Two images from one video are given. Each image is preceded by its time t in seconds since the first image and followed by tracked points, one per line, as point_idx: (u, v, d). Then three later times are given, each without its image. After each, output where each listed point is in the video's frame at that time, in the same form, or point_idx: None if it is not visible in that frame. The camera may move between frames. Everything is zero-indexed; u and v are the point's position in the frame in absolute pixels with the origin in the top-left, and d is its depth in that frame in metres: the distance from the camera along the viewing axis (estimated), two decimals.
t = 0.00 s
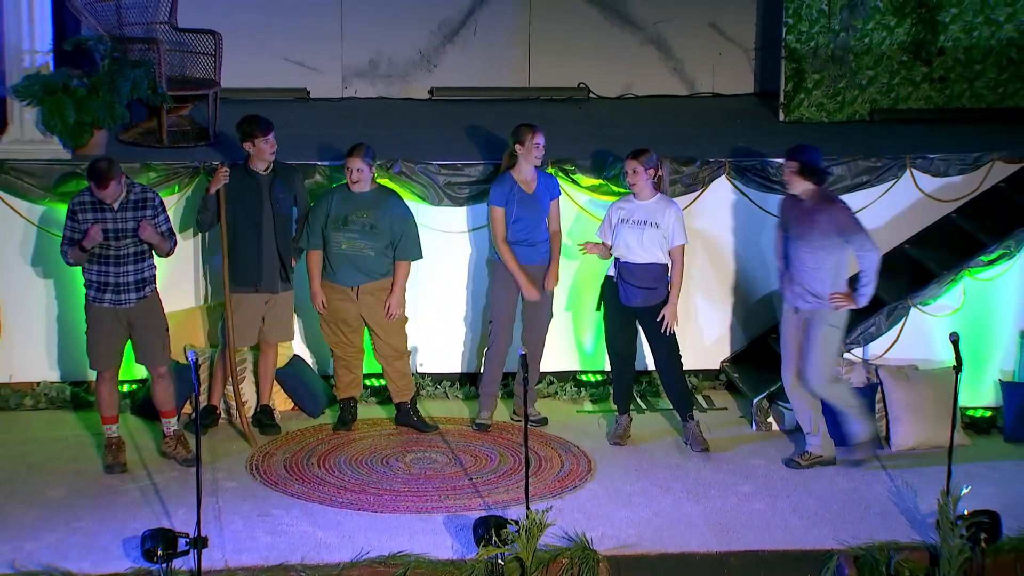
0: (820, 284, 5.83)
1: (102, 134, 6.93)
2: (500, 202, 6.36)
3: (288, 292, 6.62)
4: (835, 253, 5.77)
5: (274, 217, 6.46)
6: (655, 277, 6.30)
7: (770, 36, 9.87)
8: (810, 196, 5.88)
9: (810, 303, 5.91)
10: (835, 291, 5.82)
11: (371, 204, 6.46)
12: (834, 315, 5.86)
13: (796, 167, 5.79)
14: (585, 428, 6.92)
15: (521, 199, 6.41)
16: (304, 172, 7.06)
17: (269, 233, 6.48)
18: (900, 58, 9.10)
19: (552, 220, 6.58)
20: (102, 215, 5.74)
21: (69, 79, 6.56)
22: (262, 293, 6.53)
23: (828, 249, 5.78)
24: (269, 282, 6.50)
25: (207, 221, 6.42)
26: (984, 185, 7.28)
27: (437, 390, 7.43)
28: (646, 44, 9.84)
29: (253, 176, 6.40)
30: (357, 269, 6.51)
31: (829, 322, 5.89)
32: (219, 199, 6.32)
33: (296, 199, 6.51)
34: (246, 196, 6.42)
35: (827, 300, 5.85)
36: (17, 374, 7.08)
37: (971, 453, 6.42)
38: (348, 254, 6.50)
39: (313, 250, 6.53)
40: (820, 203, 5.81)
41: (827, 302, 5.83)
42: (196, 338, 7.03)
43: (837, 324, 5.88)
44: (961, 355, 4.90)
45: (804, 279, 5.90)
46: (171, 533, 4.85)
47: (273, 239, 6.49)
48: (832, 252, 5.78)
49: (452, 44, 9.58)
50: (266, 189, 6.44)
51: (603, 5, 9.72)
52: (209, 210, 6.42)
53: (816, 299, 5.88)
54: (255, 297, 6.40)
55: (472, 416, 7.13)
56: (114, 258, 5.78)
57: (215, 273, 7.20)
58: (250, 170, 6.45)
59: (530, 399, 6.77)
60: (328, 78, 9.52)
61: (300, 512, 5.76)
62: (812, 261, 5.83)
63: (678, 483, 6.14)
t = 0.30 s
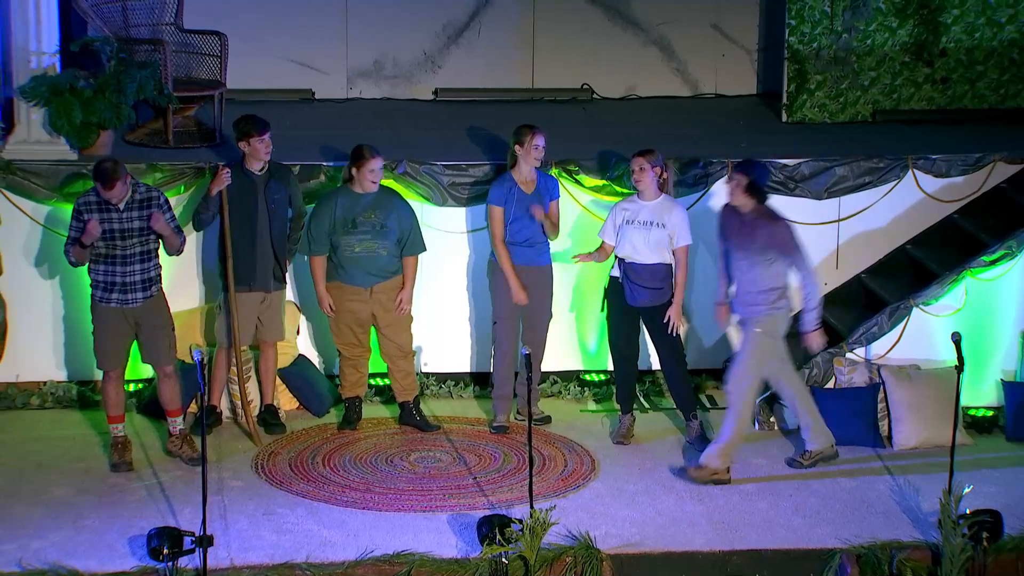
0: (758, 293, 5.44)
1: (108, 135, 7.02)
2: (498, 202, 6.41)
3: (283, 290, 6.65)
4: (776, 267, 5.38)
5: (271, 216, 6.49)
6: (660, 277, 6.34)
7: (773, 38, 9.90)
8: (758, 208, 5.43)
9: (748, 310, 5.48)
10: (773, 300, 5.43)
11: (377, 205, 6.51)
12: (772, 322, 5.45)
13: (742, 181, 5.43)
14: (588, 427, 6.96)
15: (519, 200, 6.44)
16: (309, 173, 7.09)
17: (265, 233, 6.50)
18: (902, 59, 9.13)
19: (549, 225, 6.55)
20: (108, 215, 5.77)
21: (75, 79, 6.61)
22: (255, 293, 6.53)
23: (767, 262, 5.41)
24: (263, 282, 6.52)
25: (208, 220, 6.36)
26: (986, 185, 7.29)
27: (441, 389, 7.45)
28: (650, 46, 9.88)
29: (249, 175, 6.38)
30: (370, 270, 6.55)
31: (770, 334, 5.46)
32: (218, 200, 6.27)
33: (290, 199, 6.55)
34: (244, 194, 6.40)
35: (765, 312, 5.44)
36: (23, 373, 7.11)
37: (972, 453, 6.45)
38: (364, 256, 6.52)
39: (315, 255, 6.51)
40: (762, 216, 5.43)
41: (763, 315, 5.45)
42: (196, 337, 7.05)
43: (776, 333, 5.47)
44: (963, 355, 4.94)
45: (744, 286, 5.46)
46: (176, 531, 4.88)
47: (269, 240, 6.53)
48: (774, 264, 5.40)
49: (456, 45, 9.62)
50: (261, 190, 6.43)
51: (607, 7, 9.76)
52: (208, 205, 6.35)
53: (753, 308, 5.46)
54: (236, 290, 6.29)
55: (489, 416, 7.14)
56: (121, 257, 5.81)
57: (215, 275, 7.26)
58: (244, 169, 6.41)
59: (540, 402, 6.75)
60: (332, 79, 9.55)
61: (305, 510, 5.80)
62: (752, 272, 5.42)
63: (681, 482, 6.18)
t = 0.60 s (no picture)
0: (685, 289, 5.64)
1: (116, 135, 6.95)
2: (493, 203, 6.41)
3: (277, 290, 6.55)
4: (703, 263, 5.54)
5: (259, 215, 6.39)
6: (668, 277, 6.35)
7: (778, 38, 9.92)
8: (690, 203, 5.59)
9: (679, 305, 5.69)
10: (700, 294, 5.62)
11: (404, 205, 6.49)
12: (704, 316, 5.64)
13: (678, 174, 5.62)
14: (594, 427, 6.96)
15: (516, 201, 6.45)
16: (315, 173, 7.12)
17: (253, 235, 6.40)
18: (908, 60, 9.12)
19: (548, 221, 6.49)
20: (114, 211, 5.80)
21: (82, 80, 6.61)
22: (247, 293, 6.48)
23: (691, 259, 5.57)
24: (251, 283, 6.45)
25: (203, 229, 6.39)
26: (992, 185, 7.28)
27: (447, 388, 7.49)
28: (655, 47, 9.88)
29: (237, 175, 6.33)
30: (402, 271, 6.54)
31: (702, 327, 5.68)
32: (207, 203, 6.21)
33: (280, 199, 6.45)
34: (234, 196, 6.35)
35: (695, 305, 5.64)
36: (30, 373, 7.11)
37: (978, 453, 6.46)
38: (398, 258, 6.52)
39: (341, 260, 6.47)
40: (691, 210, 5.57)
41: (691, 309, 5.65)
42: (198, 337, 7.08)
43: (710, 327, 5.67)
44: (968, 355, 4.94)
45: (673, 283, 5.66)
46: (183, 530, 4.89)
47: (256, 240, 6.42)
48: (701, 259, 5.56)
49: (462, 45, 9.62)
50: (249, 191, 6.35)
51: (613, 8, 9.77)
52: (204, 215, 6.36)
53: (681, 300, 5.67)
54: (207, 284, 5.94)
55: (494, 416, 7.16)
56: (127, 257, 5.82)
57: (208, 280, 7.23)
58: (234, 170, 6.36)
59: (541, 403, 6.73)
60: (339, 79, 9.57)
61: (311, 510, 5.81)
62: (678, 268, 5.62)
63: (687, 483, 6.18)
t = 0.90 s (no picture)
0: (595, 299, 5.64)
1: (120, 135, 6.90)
2: (489, 204, 6.44)
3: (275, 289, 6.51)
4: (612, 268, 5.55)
5: (252, 216, 6.32)
6: (671, 278, 6.36)
7: (783, 38, 9.92)
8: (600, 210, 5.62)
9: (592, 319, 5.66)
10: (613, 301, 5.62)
11: (434, 201, 6.51)
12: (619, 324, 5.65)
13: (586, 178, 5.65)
14: (598, 427, 6.96)
15: (512, 204, 6.47)
16: (319, 174, 7.10)
17: (245, 235, 6.34)
18: (912, 60, 9.13)
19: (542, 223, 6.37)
20: (121, 215, 5.75)
21: (87, 80, 6.61)
22: (242, 295, 6.41)
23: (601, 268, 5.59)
24: (244, 282, 6.39)
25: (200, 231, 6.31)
26: (997, 185, 7.27)
27: (452, 389, 7.47)
28: (660, 46, 9.88)
29: (231, 175, 6.25)
30: (434, 268, 6.56)
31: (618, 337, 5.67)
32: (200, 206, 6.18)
33: (276, 199, 6.36)
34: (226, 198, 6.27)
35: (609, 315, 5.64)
36: (35, 373, 7.11)
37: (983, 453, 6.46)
38: (431, 255, 6.52)
39: (376, 259, 6.35)
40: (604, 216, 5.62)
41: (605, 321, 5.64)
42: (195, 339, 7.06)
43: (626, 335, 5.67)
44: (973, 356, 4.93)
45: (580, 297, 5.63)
46: (187, 530, 4.89)
47: (249, 240, 6.35)
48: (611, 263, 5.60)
49: (467, 45, 9.63)
50: (243, 191, 6.27)
51: (617, 8, 9.76)
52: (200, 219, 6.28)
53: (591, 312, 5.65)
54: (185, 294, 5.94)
55: (499, 416, 7.14)
56: (135, 258, 5.81)
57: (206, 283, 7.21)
58: (228, 170, 6.28)
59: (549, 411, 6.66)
60: (343, 79, 9.57)
61: (316, 510, 5.81)
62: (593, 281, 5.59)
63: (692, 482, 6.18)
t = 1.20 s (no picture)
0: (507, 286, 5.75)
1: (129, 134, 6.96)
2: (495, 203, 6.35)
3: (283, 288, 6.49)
4: (543, 260, 5.63)
5: (259, 216, 6.32)
6: (681, 277, 6.35)
7: (793, 38, 9.91)
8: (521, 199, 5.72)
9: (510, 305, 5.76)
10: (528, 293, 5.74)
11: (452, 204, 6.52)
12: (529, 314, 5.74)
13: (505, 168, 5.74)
14: (607, 427, 6.96)
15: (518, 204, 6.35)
16: (329, 173, 7.09)
17: (253, 234, 6.34)
18: (922, 60, 9.11)
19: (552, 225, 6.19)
20: (137, 215, 5.74)
21: (97, 80, 6.59)
22: (248, 294, 6.39)
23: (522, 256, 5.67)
24: (250, 283, 6.38)
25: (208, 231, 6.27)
26: (1006, 185, 7.27)
27: (461, 388, 7.51)
28: (669, 46, 9.88)
29: (239, 175, 6.24)
30: (449, 269, 6.59)
31: (524, 328, 5.78)
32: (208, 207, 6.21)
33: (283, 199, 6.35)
34: (233, 197, 6.26)
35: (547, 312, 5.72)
36: (46, 372, 7.12)
37: (992, 453, 6.45)
38: (448, 255, 6.55)
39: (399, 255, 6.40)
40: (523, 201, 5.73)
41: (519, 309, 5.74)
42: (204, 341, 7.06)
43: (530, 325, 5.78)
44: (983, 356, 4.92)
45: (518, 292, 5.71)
46: (197, 528, 4.90)
47: (256, 244, 6.35)
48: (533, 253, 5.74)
49: (476, 45, 9.62)
50: (250, 191, 6.27)
51: (627, 7, 9.76)
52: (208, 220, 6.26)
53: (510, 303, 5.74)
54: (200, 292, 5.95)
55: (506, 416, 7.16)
56: (151, 258, 5.81)
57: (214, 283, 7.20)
58: (237, 170, 6.27)
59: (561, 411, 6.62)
60: (353, 79, 9.57)
61: (325, 509, 5.82)
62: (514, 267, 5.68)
63: (701, 482, 6.18)
